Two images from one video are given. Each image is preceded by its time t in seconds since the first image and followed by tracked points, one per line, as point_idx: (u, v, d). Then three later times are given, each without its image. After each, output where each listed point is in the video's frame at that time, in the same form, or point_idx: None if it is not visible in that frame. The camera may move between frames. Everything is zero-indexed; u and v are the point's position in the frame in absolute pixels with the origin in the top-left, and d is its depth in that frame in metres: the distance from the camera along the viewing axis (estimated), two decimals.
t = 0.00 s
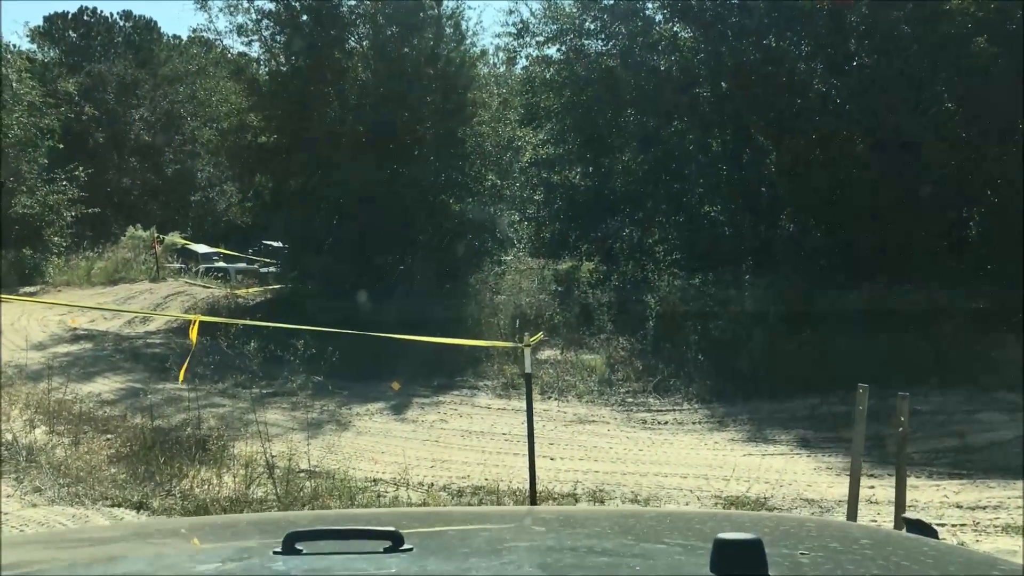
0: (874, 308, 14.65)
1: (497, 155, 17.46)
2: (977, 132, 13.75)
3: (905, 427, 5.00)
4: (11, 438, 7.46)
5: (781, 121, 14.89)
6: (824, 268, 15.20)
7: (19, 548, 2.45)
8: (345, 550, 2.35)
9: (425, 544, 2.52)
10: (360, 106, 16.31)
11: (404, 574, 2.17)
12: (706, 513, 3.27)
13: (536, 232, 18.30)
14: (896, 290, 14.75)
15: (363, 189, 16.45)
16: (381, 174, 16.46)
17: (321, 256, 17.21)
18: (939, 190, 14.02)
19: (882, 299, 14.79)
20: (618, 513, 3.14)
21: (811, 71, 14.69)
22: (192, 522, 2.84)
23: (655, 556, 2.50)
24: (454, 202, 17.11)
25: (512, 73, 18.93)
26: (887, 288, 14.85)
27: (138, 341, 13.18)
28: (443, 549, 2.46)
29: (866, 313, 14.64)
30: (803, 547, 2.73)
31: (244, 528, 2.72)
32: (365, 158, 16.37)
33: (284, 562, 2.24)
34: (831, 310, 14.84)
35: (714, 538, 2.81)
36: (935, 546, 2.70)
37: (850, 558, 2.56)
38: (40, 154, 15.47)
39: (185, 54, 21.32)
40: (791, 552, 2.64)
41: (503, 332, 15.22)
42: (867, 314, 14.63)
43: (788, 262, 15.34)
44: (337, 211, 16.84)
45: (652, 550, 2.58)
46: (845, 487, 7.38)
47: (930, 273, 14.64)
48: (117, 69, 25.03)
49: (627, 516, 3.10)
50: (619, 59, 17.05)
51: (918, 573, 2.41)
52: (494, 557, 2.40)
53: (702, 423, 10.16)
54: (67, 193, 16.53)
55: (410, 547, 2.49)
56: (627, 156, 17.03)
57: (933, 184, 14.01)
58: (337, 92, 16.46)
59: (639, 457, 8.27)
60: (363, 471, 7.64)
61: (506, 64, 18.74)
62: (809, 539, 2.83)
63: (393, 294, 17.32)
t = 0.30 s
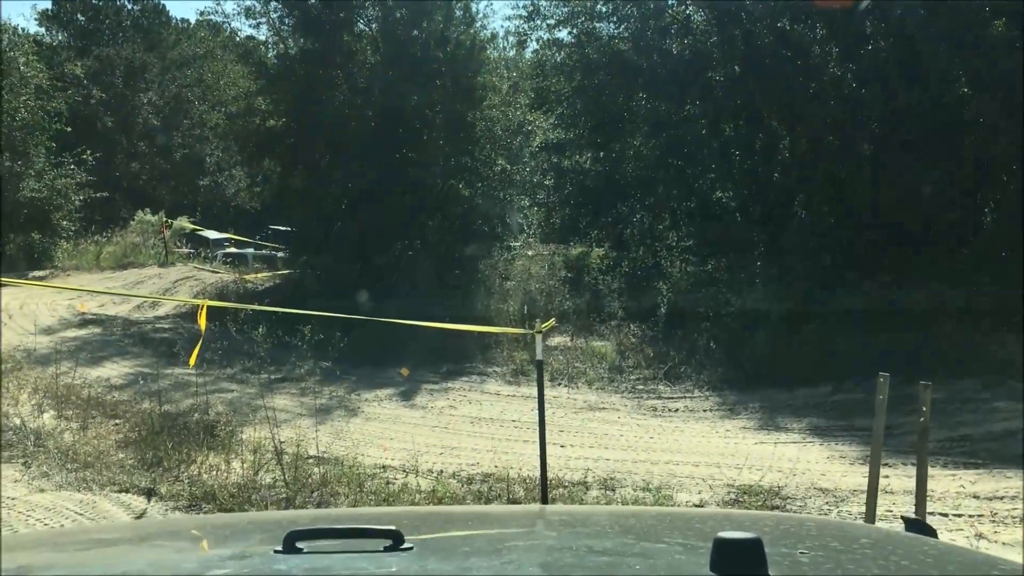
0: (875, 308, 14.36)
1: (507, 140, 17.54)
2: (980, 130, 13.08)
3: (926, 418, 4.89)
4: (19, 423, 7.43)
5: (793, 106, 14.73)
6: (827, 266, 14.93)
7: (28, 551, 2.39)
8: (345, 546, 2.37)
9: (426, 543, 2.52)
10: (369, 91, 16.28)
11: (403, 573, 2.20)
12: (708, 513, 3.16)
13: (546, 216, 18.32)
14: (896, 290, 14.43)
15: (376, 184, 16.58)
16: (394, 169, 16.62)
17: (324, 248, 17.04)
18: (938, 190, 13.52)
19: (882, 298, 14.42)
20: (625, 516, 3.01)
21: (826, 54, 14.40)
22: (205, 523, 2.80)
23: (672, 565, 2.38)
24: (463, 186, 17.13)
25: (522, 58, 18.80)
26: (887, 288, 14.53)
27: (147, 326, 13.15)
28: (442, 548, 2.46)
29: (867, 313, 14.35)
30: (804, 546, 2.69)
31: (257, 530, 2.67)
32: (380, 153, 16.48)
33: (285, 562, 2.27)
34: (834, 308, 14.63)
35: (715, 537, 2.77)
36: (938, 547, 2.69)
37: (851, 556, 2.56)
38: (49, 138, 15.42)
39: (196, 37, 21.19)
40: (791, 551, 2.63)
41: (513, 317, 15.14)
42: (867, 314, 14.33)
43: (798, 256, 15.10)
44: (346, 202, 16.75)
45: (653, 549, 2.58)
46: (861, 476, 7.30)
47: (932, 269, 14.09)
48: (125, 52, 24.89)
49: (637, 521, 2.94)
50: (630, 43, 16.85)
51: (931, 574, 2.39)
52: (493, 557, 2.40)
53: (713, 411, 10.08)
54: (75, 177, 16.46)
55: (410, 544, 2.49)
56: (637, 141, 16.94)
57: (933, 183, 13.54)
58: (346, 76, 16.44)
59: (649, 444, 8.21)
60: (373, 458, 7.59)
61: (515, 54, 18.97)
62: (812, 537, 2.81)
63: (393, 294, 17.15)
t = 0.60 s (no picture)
0: (875, 308, 14.12)
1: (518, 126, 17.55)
2: (981, 128, 13.13)
3: (951, 409, 4.76)
4: (23, 409, 7.36)
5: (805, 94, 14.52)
6: (830, 265, 14.61)
7: (28, 552, 2.28)
8: (343, 548, 2.27)
9: (425, 543, 2.43)
10: (377, 76, 16.17)
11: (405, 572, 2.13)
12: (712, 514, 3.03)
13: (555, 203, 18.28)
14: (896, 291, 14.19)
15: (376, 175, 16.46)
16: (394, 159, 16.40)
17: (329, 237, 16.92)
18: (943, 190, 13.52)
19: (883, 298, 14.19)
20: (631, 516, 2.89)
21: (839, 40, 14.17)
22: (204, 523, 2.68)
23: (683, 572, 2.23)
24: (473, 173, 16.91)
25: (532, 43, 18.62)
26: (887, 288, 14.27)
27: (154, 312, 13.08)
28: (441, 549, 2.37)
29: (868, 313, 14.11)
30: (806, 545, 2.58)
31: (267, 532, 2.55)
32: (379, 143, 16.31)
33: (284, 560, 2.19)
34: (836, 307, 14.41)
35: (717, 537, 2.65)
36: (942, 547, 2.60)
37: (852, 555, 2.45)
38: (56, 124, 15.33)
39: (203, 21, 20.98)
40: (792, 549, 2.53)
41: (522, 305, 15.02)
42: (868, 314, 14.10)
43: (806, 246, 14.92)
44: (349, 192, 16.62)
45: (654, 549, 2.47)
46: (877, 468, 7.17)
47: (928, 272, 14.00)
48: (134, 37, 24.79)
49: (644, 521, 2.81)
50: (642, 29, 16.63)
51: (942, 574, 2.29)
52: (492, 557, 2.31)
53: (725, 400, 9.96)
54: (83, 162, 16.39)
55: (410, 543, 2.41)
56: (647, 128, 16.77)
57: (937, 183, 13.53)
58: (354, 62, 16.30)
59: (662, 434, 8.09)
60: (381, 447, 7.49)
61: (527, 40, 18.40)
62: (814, 536, 2.69)
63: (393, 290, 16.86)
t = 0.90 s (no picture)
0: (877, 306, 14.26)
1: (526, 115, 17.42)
2: (976, 132, 13.32)
3: (968, 401, 4.71)
4: (31, 396, 7.37)
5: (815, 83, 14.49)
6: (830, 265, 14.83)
7: (33, 552, 2.25)
8: (346, 545, 2.25)
9: (427, 541, 2.42)
10: (385, 63, 16.13)
11: (405, 571, 2.10)
12: (716, 510, 3.01)
13: (563, 189, 17.48)
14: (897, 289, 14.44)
15: (380, 169, 16.37)
16: (401, 153, 16.40)
17: (337, 224, 17.02)
18: (940, 190, 13.83)
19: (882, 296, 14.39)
20: (635, 517, 2.83)
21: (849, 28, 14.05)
22: (211, 519, 2.68)
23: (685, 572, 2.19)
24: (480, 161, 16.81)
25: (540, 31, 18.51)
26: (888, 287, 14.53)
27: (161, 299, 13.07)
28: (445, 546, 2.34)
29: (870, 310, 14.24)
30: (805, 543, 2.55)
31: (278, 530, 2.51)
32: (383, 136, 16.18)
33: (285, 560, 2.17)
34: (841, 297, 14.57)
35: (716, 534, 2.62)
36: (942, 546, 2.55)
37: (853, 553, 2.42)
38: (64, 111, 15.32)
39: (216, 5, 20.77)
40: (793, 547, 2.49)
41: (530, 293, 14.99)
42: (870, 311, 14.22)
43: (807, 239, 15.03)
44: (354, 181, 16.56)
45: (655, 546, 2.45)
46: (888, 460, 7.12)
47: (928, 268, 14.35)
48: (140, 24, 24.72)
49: (648, 522, 2.74)
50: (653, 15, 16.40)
51: None
52: (494, 554, 2.29)
53: (734, 390, 9.93)
54: (90, 148, 16.37)
55: (414, 541, 2.38)
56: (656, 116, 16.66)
57: (937, 183, 13.83)
58: (362, 47, 16.16)
59: (670, 424, 8.06)
60: (389, 436, 7.47)
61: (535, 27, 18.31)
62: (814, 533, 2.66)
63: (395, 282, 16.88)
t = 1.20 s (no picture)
0: (882, 304, 14.05)
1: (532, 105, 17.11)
2: (977, 130, 13.65)
3: (981, 396, 4.67)
4: (37, 387, 7.37)
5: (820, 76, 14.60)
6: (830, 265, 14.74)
7: (42, 551, 2.21)
8: (349, 542, 2.22)
9: (429, 536, 2.39)
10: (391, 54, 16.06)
11: (404, 569, 2.07)
12: (718, 507, 2.98)
13: (569, 181, 17.41)
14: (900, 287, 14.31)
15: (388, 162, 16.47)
16: (410, 143, 16.39)
17: (343, 214, 17.01)
18: (940, 187, 14.02)
19: (887, 294, 14.20)
20: (637, 513, 2.80)
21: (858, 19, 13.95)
22: (215, 515, 2.67)
23: (687, 570, 2.14)
24: (487, 153, 16.50)
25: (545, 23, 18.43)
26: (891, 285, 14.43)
27: (168, 290, 13.08)
28: (446, 542, 2.32)
29: (874, 307, 14.02)
30: (807, 539, 2.51)
31: (283, 528, 2.48)
32: (392, 127, 16.23)
33: (287, 557, 2.15)
34: (849, 293, 14.28)
35: (718, 530, 2.60)
36: (942, 542, 2.51)
37: (855, 550, 2.39)
38: (71, 101, 15.31)
39: None
40: (794, 544, 2.46)
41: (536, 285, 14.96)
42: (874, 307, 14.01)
43: (809, 235, 15.10)
44: (362, 173, 16.61)
45: (655, 543, 2.42)
46: (897, 454, 7.08)
47: (931, 267, 14.25)
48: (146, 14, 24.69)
49: (651, 519, 2.71)
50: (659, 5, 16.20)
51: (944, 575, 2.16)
52: (496, 550, 2.27)
53: (741, 382, 9.90)
54: (96, 139, 16.37)
55: (416, 537, 2.35)
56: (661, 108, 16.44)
57: (937, 180, 14.03)
58: (368, 37, 16.10)
59: (677, 417, 8.03)
60: (394, 428, 7.45)
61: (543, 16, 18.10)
62: (815, 531, 2.63)
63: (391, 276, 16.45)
